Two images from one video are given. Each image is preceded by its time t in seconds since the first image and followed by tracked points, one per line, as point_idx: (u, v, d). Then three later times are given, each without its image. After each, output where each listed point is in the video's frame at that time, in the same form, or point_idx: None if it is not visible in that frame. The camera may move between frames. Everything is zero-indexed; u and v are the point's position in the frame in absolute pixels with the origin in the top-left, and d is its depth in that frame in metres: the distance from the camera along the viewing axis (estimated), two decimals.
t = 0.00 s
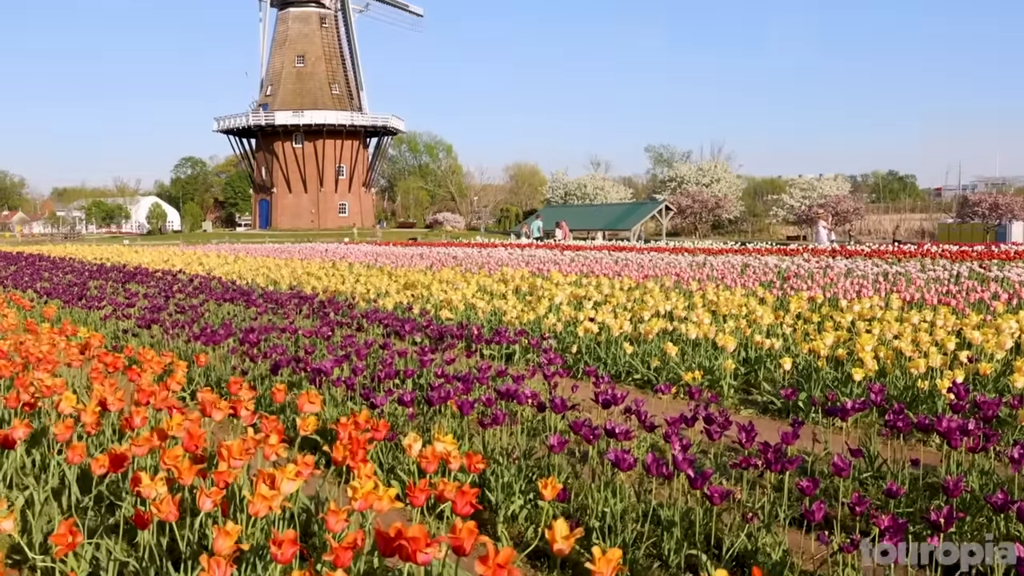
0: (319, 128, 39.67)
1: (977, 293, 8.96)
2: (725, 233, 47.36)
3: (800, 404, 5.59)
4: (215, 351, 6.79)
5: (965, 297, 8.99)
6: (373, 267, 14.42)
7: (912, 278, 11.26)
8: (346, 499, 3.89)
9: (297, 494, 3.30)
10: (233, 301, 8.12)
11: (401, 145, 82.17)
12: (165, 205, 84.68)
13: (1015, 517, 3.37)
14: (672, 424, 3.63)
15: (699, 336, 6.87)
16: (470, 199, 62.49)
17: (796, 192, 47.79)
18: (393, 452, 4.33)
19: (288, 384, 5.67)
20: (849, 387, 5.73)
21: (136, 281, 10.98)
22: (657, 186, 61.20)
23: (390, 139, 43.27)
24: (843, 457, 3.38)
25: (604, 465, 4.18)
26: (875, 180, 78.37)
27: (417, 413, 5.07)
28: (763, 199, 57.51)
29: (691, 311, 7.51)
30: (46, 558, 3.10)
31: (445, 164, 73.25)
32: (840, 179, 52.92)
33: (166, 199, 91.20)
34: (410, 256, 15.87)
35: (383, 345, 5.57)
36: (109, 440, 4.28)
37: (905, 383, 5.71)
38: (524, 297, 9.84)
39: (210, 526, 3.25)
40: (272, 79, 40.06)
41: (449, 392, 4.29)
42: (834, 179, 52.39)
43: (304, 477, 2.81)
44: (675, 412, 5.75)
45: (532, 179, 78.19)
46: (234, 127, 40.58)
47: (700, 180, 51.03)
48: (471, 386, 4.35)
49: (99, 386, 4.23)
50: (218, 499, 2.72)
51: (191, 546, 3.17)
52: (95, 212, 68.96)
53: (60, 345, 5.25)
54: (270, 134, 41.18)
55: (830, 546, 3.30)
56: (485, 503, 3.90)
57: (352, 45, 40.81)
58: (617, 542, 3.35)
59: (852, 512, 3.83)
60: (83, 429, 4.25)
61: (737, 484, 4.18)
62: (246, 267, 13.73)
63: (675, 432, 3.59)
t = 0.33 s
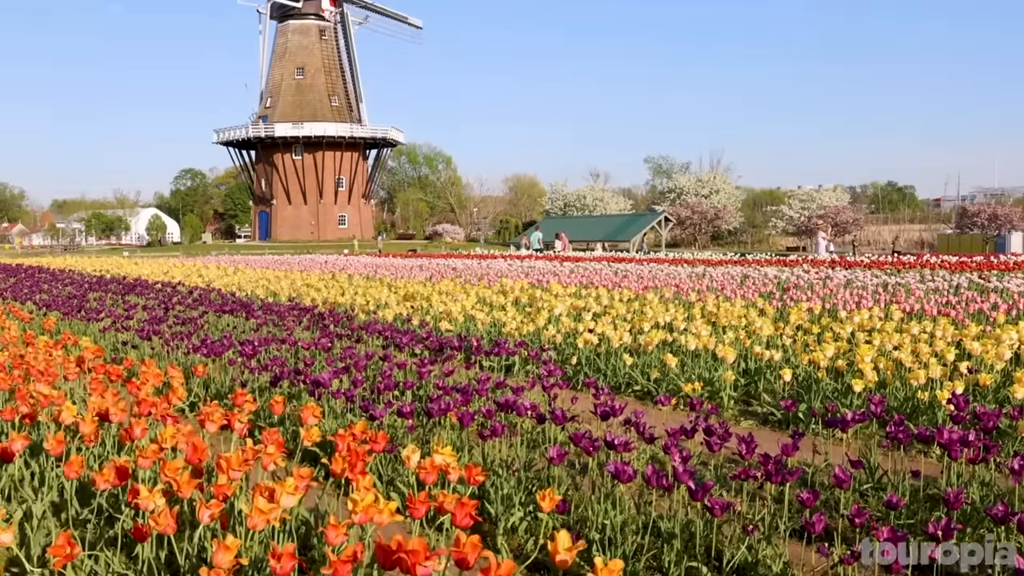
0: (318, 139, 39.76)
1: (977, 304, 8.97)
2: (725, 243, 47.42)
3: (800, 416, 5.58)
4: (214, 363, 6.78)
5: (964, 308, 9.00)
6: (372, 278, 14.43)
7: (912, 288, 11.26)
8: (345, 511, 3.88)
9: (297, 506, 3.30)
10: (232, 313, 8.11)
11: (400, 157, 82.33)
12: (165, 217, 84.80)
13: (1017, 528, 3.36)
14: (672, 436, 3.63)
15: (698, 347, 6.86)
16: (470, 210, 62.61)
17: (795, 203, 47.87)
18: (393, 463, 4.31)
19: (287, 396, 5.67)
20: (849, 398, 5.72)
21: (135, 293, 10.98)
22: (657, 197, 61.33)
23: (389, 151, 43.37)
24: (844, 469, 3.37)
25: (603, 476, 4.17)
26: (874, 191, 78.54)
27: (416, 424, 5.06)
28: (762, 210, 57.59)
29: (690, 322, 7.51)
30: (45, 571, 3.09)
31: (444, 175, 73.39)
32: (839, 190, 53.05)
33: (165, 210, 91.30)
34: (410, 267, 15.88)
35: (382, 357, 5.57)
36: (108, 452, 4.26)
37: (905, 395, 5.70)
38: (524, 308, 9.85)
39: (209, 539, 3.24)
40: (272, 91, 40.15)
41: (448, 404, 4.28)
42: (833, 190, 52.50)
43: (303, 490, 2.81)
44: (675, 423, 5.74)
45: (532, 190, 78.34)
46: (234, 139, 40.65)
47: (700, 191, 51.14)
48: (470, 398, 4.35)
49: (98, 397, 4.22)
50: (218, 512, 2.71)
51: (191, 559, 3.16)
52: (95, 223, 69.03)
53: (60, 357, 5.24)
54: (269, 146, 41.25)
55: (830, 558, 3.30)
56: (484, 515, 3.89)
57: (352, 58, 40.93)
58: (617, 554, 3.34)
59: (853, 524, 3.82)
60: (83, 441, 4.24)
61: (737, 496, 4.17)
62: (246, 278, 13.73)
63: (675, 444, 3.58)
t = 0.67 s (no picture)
0: (318, 152, 39.85)
1: (977, 316, 8.98)
2: (724, 256, 47.50)
3: (799, 428, 5.58)
4: (213, 377, 6.77)
5: (964, 320, 9.00)
6: (372, 291, 14.43)
7: (911, 300, 11.28)
8: (345, 525, 3.87)
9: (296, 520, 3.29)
10: (231, 326, 8.10)
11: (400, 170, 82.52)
12: (165, 230, 85.00)
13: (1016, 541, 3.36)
14: (672, 448, 3.63)
15: (698, 360, 6.86)
16: (469, 223, 62.68)
17: (794, 215, 47.97)
18: (392, 477, 4.30)
19: (286, 409, 5.66)
20: (849, 410, 5.72)
21: (134, 306, 10.97)
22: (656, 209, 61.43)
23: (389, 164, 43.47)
24: (843, 483, 3.36)
25: (603, 489, 4.16)
26: (872, 203, 78.71)
27: (416, 438, 5.05)
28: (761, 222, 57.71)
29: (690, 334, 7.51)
30: None
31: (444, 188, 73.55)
32: (838, 202, 53.15)
33: (165, 223, 91.42)
34: (409, 280, 15.89)
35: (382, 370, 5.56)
36: (107, 466, 4.25)
37: (905, 407, 5.70)
38: (523, 320, 9.85)
39: (208, 554, 3.23)
40: (272, 105, 40.28)
41: (447, 417, 4.28)
42: (832, 202, 52.63)
43: (303, 504, 2.80)
44: (675, 436, 5.72)
45: (531, 202, 78.50)
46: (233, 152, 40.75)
47: (699, 203, 51.25)
48: (469, 411, 4.34)
49: (96, 411, 4.22)
50: (217, 526, 2.70)
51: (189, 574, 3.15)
52: (94, 237, 69.09)
53: (59, 371, 5.24)
54: (269, 159, 41.34)
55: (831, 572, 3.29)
56: (484, 529, 3.87)
57: (352, 71, 41.08)
58: (616, 567, 3.33)
59: (853, 537, 3.81)
60: (81, 455, 4.23)
61: (737, 509, 4.16)
62: (245, 291, 13.73)
63: (674, 456, 3.58)
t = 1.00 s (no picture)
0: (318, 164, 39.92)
1: (976, 326, 8.98)
2: (723, 266, 47.53)
3: (799, 439, 5.57)
4: (213, 388, 6.77)
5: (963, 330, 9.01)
6: (371, 302, 14.43)
7: (911, 310, 11.28)
8: (344, 537, 3.86)
9: (295, 532, 3.28)
10: (230, 337, 8.10)
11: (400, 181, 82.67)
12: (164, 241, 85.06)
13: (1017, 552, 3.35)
14: (671, 460, 3.62)
15: (697, 371, 6.85)
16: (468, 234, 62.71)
17: (793, 225, 48.03)
18: (392, 489, 4.29)
19: (285, 421, 5.65)
20: (849, 421, 5.71)
21: (133, 317, 10.97)
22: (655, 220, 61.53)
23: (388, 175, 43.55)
24: (844, 494, 3.34)
25: (603, 501, 4.15)
26: (871, 213, 78.86)
27: (415, 449, 5.04)
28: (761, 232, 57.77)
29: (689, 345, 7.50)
30: None
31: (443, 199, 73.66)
32: (837, 212, 53.20)
33: (164, 234, 91.48)
34: (408, 291, 15.90)
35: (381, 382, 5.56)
36: (105, 478, 4.24)
37: (905, 417, 5.70)
38: (522, 331, 9.84)
39: (207, 567, 3.22)
40: (271, 116, 40.39)
41: (447, 428, 4.27)
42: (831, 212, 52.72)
43: (302, 516, 2.80)
44: (675, 447, 5.72)
45: (530, 213, 78.63)
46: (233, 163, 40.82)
47: (699, 214, 51.32)
48: (469, 422, 4.33)
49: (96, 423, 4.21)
50: (215, 538, 2.69)
51: None
52: (93, 248, 69.17)
53: (58, 383, 5.23)
54: (269, 170, 41.40)
55: None
56: (484, 541, 3.86)
57: (351, 83, 41.22)
58: None
59: (853, 548, 3.80)
60: (80, 467, 4.21)
61: (738, 521, 4.15)
62: (244, 303, 13.72)
63: (674, 468, 3.57)
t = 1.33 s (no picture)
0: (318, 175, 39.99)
1: (976, 336, 8.98)
2: (723, 276, 47.54)
3: (800, 450, 5.57)
4: (213, 400, 6.76)
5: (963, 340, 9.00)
6: (371, 313, 14.43)
7: (910, 320, 11.28)
8: (344, 549, 3.85)
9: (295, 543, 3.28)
10: (230, 349, 8.10)
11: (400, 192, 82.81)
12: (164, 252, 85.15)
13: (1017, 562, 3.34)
14: (671, 471, 3.63)
15: (697, 382, 6.85)
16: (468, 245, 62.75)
17: (793, 235, 48.07)
18: (392, 500, 4.28)
19: (285, 432, 5.65)
20: (849, 432, 5.71)
21: (133, 328, 10.97)
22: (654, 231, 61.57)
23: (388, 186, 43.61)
24: (844, 505, 3.33)
25: (603, 512, 4.14)
26: (871, 223, 78.98)
27: (415, 460, 5.04)
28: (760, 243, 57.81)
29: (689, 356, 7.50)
30: None
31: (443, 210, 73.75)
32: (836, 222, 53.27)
33: (164, 245, 91.57)
34: (408, 302, 15.91)
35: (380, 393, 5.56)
36: (105, 490, 4.23)
37: (905, 428, 5.70)
38: (522, 342, 9.84)
39: None
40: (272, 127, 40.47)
41: (447, 440, 4.26)
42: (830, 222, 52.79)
43: (302, 527, 2.79)
44: (675, 458, 5.71)
45: (530, 223, 78.72)
46: (234, 175, 40.88)
47: (698, 224, 51.38)
48: (468, 433, 4.33)
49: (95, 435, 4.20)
50: (214, 550, 2.69)
51: None
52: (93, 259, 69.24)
53: (58, 395, 5.23)
54: (269, 182, 41.47)
55: None
56: (484, 552, 3.85)
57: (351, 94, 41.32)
58: None
59: (854, 559, 3.79)
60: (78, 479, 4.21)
61: (738, 532, 4.14)
62: (244, 314, 13.71)
63: (674, 479, 3.57)
